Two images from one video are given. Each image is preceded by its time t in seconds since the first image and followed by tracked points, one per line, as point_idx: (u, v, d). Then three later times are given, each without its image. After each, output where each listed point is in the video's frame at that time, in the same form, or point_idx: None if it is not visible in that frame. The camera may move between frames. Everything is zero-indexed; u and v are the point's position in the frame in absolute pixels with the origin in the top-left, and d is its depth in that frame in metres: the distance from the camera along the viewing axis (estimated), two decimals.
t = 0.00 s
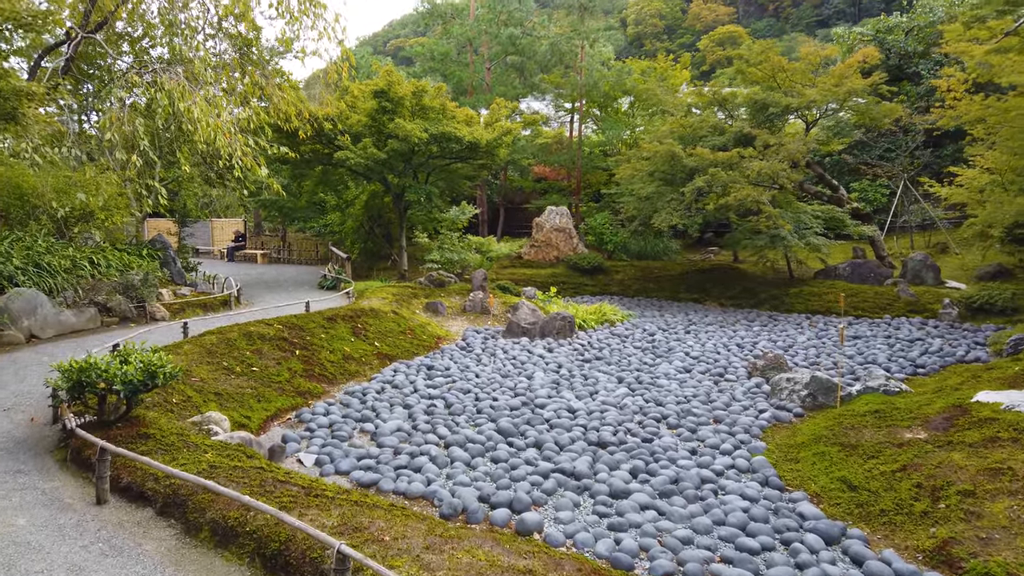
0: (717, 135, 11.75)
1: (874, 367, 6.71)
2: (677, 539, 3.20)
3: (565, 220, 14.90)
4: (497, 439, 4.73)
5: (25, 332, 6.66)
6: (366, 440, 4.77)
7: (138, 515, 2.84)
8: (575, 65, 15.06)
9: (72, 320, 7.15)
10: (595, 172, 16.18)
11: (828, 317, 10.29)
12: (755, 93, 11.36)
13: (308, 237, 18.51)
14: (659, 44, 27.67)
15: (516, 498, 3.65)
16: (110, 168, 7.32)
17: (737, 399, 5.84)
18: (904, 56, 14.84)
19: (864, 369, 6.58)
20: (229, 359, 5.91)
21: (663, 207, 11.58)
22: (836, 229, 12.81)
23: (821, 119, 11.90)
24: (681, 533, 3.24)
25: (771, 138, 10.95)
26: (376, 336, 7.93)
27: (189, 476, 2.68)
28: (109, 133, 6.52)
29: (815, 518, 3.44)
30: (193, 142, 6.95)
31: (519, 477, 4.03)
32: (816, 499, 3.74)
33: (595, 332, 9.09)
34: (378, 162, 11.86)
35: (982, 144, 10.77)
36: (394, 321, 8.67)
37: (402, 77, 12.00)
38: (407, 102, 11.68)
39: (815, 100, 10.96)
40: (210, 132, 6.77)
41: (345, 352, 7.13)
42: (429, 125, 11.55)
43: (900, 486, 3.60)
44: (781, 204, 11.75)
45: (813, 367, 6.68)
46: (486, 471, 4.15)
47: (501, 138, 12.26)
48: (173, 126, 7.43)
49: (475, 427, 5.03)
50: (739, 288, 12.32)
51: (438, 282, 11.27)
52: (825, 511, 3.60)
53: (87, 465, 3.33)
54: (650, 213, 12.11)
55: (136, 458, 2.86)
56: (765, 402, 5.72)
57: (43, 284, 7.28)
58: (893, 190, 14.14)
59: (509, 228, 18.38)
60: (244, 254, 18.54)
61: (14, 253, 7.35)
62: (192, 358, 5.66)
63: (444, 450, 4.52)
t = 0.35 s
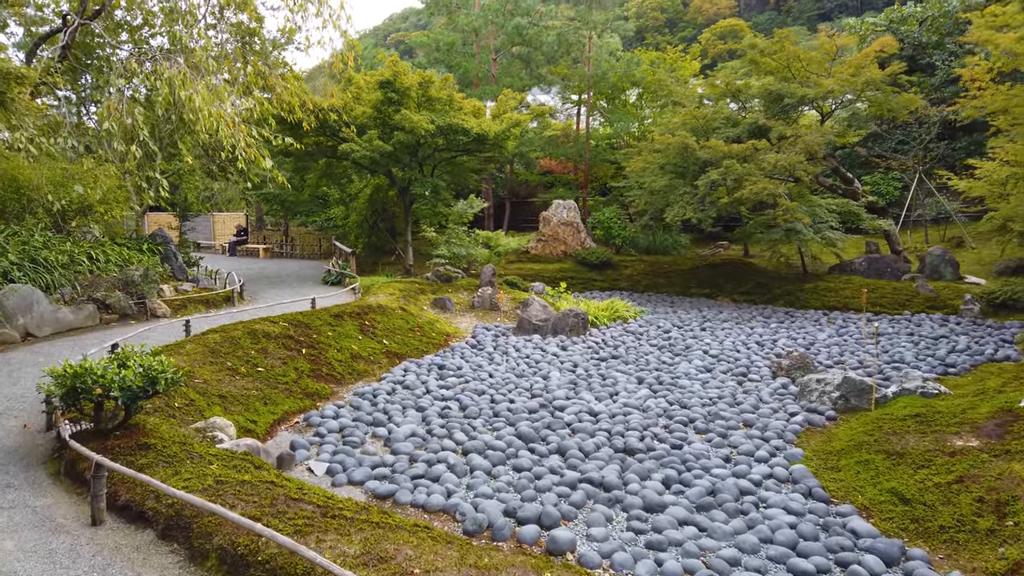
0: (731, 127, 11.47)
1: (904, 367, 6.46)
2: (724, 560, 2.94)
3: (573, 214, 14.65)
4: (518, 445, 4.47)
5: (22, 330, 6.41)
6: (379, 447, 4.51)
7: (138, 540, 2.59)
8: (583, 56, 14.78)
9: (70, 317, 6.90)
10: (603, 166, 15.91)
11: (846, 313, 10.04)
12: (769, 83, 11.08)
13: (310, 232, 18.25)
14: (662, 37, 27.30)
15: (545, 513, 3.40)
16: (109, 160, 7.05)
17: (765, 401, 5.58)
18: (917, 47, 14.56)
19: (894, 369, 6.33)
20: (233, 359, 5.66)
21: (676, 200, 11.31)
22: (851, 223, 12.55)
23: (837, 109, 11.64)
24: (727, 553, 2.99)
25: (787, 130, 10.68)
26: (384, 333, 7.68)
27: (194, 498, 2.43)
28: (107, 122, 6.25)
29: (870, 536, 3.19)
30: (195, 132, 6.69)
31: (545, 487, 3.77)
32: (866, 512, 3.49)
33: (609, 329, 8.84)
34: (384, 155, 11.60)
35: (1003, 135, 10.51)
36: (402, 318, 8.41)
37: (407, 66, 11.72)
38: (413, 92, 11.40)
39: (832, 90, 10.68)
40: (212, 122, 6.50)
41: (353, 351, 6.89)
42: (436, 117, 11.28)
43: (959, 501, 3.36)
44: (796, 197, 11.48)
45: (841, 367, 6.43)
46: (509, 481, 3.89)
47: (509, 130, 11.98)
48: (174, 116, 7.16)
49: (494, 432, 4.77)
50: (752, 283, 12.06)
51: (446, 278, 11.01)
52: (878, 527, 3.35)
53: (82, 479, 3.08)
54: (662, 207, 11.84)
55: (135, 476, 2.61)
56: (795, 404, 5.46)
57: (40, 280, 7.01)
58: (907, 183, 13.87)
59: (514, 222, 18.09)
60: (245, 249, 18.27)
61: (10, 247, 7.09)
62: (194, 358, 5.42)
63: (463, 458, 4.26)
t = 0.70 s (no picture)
0: (748, 121, 11.20)
1: (940, 371, 6.22)
2: None
3: (583, 211, 14.39)
4: (546, 457, 4.22)
5: (22, 331, 6.16)
6: (399, 458, 4.26)
7: None
8: (594, 49, 14.53)
9: (71, 317, 6.65)
10: (612, 161, 15.63)
11: (867, 313, 9.80)
12: (788, 76, 10.80)
13: (315, 228, 17.99)
14: (665, 32, 26.97)
15: (585, 535, 3.15)
16: (111, 155, 6.79)
17: (800, 408, 5.33)
18: (933, 40, 14.28)
19: (931, 373, 6.09)
20: (242, 363, 5.42)
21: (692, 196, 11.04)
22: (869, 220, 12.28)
23: (856, 103, 11.38)
24: None
25: (807, 124, 10.40)
26: (396, 334, 7.44)
27: (214, 534, 2.20)
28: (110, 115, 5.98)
29: (940, 562, 2.96)
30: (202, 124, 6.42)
31: (580, 504, 3.52)
32: (930, 535, 3.25)
33: (626, 329, 8.60)
34: (392, 149, 11.34)
35: None
36: (413, 318, 8.17)
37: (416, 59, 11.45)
38: (422, 85, 11.13)
39: (854, 83, 10.40)
40: (219, 114, 6.23)
41: (365, 353, 6.64)
42: (445, 110, 11.02)
43: None
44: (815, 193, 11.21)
45: (875, 371, 6.18)
46: (541, 498, 3.64)
47: (521, 124, 11.70)
48: (180, 109, 6.90)
49: (519, 443, 4.52)
50: (768, 281, 11.82)
51: (456, 275, 10.76)
52: (944, 551, 3.12)
53: (87, 502, 2.85)
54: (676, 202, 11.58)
55: (146, 506, 2.37)
56: (832, 412, 5.20)
57: (41, 279, 6.76)
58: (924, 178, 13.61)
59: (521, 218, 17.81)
60: (248, 245, 18.01)
61: (10, 245, 6.84)
62: (203, 363, 5.17)
63: (489, 471, 4.01)
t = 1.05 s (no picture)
0: (771, 112, 10.91)
1: (984, 371, 5.95)
2: None
3: (597, 204, 14.10)
4: (583, 463, 3.96)
5: (27, 328, 5.92)
6: (426, 465, 4.00)
7: None
8: (609, 38, 14.26)
9: (79, 314, 6.41)
10: (627, 154, 15.35)
11: (896, 309, 9.51)
12: (812, 65, 10.51)
13: (324, 221, 17.75)
14: (675, 24, 26.58)
15: (637, 554, 2.90)
16: (119, 145, 6.55)
17: (844, 411, 5.06)
18: (957, 29, 13.95)
19: (976, 374, 5.81)
20: (257, 361, 5.17)
21: (713, 189, 10.75)
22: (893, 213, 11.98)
23: (881, 93, 11.08)
24: None
25: (833, 114, 10.11)
26: (413, 331, 7.20)
27: (242, 564, 1.95)
28: (119, 103, 5.74)
29: None
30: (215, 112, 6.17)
31: (627, 518, 3.27)
32: (1012, 555, 2.99)
33: (649, 325, 8.33)
34: (406, 140, 11.09)
35: None
36: (430, 314, 7.91)
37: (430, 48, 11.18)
38: (437, 75, 10.87)
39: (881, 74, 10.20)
40: (232, 102, 5.96)
41: (383, 351, 6.40)
42: (460, 100, 10.75)
43: None
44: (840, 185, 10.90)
45: (917, 372, 5.91)
46: (583, 510, 3.38)
47: (537, 115, 11.42)
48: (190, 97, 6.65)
49: (551, 448, 4.26)
50: (789, 276, 11.52)
51: (471, 270, 10.50)
52: None
53: (96, 518, 2.61)
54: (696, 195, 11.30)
55: (163, 530, 2.12)
56: (879, 415, 4.93)
57: (48, 274, 6.53)
58: (948, 171, 13.29)
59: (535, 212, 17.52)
60: (256, 240, 17.78)
61: (16, 238, 6.61)
62: (216, 362, 4.93)
63: (523, 480, 3.75)
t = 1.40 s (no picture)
0: (798, 104, 10.59)
1: None
2: None
3: (614, 198, 13.79)
4: (632, 479, 3.68)
5: (36, 328, 5.67)
6: (463, 480, 3.73)
7: None
8: (627, 29, 13.96)
9: (89, 313, 6.16)
10: (644, 147, 15.03)
11: (929, 307, 9.20)
12: (841, 55, 10.19)
13: (335, 216, 17.48)
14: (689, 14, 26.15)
15: None
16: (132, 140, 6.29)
17: (899, 419, 4.78)
18: (985, 18, 13.55)
19: None
20: (277, 365, 4.91)
21: (738, 183, 10.45)
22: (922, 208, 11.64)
23: (912, 84, 10.73)
24: None
25: (864, 106, 9.79)
26: (434, 331, 6.94)
27: None
28: (131, 93, 5.48)
29: None
30: (230, 104, 5.89)
31: (689, 545, 2.99)
32: None
33: (676, 325, 8.05)
34: (422, 133, 10.81)
35: None
36: (451, 313, 7.64)
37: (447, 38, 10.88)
38: (454, 65, 10.57)
39: (914, 66, 9.96)
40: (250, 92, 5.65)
41: (405, 352, 6.13)
42: (478, 91, 10.46)
43: None
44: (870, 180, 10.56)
45: (968, 376, 5.61)
46: (641, 534, 3.10)
47: (556, 107, 11.12)
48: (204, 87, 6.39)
49: (595, 460, 3.98)
50: (815, 273, 11.21)
51: (489, 267, 10.27)
52: None
53: (117, 553, 2.36)
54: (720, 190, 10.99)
55: None
56: (938, 424, 4.63)
57: (57, 272, 6.28)
58: (977, 165, 12.93)
59: (552, 207, 17.17)
60: (267, 235, 17.54)
61: (24, 234, 6.37)
62: (235, 366, 4.67)
63: (569, 498, 3.47)
